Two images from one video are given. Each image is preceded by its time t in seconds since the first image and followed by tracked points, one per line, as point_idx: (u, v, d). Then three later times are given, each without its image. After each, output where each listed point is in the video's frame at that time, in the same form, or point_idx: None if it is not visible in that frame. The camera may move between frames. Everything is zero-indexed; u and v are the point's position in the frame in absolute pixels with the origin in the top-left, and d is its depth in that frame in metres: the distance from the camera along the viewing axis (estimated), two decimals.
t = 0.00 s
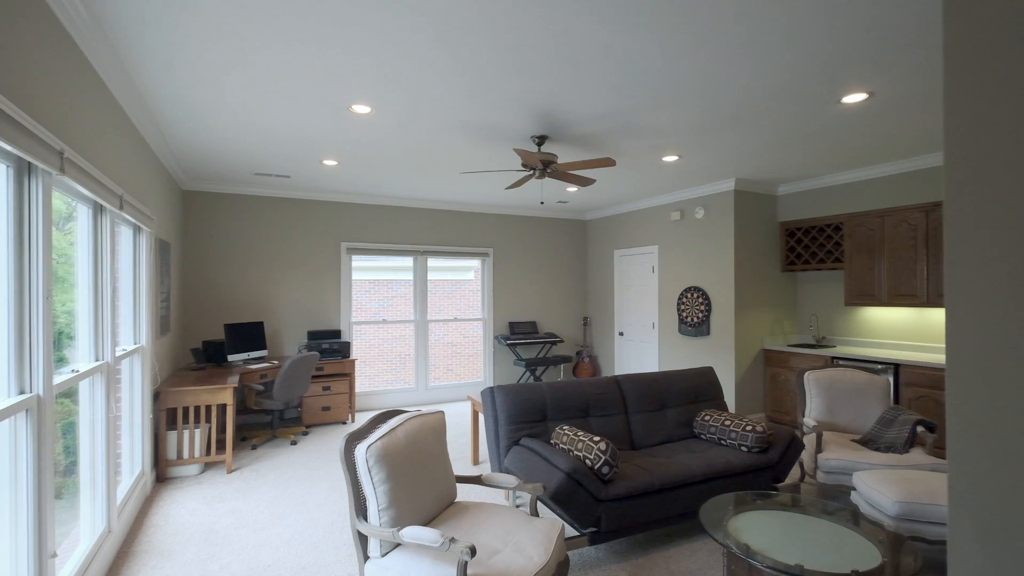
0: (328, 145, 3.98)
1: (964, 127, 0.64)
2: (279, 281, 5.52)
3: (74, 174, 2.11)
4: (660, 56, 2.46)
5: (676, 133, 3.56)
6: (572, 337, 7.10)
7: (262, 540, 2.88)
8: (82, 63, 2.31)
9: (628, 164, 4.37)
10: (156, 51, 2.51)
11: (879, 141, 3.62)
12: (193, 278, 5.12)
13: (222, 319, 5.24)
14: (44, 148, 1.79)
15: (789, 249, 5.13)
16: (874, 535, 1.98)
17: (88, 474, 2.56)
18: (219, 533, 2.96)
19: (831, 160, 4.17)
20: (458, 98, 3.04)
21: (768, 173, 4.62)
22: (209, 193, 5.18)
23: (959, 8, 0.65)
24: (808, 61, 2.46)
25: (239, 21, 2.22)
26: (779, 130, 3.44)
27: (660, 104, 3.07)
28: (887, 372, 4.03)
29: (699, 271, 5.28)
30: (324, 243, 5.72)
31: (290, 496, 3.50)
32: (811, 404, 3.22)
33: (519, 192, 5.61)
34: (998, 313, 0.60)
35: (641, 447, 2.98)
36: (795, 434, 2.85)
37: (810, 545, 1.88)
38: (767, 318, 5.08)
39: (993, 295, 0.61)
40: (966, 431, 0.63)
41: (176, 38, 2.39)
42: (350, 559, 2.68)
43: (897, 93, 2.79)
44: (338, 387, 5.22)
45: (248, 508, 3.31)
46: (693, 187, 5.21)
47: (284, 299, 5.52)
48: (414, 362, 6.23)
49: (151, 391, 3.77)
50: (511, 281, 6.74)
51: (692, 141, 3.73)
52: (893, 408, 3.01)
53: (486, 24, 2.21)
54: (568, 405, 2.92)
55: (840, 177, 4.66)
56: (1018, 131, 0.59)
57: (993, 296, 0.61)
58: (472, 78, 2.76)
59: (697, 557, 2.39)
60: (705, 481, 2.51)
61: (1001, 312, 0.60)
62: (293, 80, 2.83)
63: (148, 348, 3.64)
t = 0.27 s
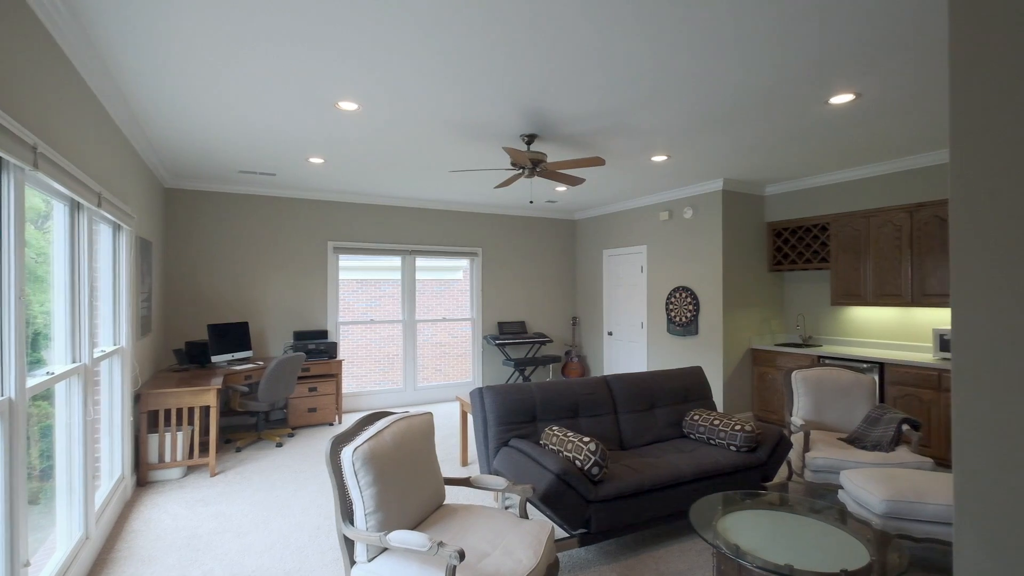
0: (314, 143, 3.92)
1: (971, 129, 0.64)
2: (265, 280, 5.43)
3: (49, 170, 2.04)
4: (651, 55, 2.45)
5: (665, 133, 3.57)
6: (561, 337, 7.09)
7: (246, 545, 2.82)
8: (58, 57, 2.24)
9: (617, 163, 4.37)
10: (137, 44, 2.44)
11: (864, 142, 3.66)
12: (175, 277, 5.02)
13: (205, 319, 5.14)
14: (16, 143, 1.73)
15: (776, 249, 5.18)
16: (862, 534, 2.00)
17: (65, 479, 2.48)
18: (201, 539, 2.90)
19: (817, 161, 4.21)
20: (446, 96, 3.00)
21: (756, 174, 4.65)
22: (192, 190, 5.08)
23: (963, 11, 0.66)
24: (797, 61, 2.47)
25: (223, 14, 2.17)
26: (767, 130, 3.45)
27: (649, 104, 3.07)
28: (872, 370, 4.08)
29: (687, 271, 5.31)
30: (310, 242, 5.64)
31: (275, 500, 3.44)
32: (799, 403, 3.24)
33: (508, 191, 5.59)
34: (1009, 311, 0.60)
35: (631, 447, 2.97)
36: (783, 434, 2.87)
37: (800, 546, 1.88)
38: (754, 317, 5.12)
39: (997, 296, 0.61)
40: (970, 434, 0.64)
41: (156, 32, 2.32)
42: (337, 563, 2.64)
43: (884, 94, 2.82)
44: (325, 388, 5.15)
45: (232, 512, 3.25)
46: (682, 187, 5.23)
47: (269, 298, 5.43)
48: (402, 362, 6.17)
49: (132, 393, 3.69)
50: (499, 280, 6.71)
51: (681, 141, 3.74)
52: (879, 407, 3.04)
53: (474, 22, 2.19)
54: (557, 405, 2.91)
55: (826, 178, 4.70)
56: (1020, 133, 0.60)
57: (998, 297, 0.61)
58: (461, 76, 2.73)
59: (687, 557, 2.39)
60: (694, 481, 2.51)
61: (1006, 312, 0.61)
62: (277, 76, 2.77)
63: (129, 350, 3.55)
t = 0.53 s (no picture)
0: (301, 140, 3.86)
1: (987, 138, 0.66)
2: (250, 280, 5.35)
3: (24, 166, 1.98)
4: (642, 55, 2.45)
5: (654, 133, 3.57)
6: (550, 337, 7.08)
7: (229, 550, 2.76)
8: (35, 52, 2.18)
9: (606, 163, 4.37)
10: (118, 39, 2.38)
11: (851, 142, 3.70)
12: (158, 277, 4.92)
13: (189, 320, 5.05)
14: None
15: (764, 249, 5.22)
16: (850, 532, 2.01)
17: (42, 485, 2.40)
18: (183, 544, 2.84)
19: (804, 162, 4.25)
20: (436, 94, 2.98)
21: (744, 174, 4.68)
22: (175, 188, 4.98)
23: (980, 18, 0.67)
24: (786, 62, 2.48)
25: (209, 10, 2.12)
26: (755, 131, 3.47)
27: (639, 104, 3.07)
28: (858, 370, 4.12)
29: (676, 271, 5.33)
30: (297, 241, 5.56)
31: (261, 503, 3.38)
32: (787, 402, 3.26)
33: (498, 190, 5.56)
34: (1018, 318, 0.63)
35: (621, 447, 2.96)
36: (772, 433, 2.88)
37: (791, 546, 1.87)
38: (742, 317, 5.15)
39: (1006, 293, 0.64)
40: (981, 436, 0.66)
41: (137, 27, 2.26)
42: (323, 568, 2.60)
43: (871, 96, 2.85)
44: (312, 389, 5.08)
45: (217, 516, 3.19)
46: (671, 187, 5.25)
47: (254, 298, 5.35)
48: (390, 363, 6.12)
49: (113, 396, 3.60)
50: (489, 280, 6.68)
51: (670, 141, 3.75)
52: (867, 406, 3.06)
53: (465, 19, 2.17)
54: (547, 405, 2.89)
55: (814, 179, 4.75)
56: None
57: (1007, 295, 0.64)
58: (451, 74, 2.71)
59: (677, 558, 2.39)
60: (684, 481, 2.51)
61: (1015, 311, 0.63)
62: (264, 73, 2.72)
63: (109, 351, 3.46)
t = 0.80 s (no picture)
0: (288, 138, 3.80)
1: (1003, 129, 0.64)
2: (236, 280, 5.26)
3: None
4: (634, 55, 2.45)
5: (645, 133, 3.57)
6: (541, 337, 7.07)
7: (214, 557, 2.70)
8: (12, 47, 2.12)
9: (597, 163, 4.36)
10: (96, 34, 2.31)
11: (839, 143, 3.73)
12: (140, 277, 4.82)
13: (172, 321, 4.96)
14: None
15: (753, 249, 5.25)
16: (840, 531, 2.02)
17: (18, 492, 2.33)
18: (166, 550, 2.77)
19: (794, 162, 4.28)
20: (426, 93, 2.95)
21: (733, 175, 4.70)
22: (158, 187, 4.89)
23: (988, 11, 0.66)
24: (775, 63, 2.49)
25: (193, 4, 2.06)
26: (745, 131, 3.49)
27: (629, 104, 3.07)
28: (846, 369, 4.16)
29: (666, 272, 5.35)
30: (284, 241, 5.49)
31: (247, 507, 3.33)
32: (777, 402, 3.28)
33: (488, 190, 5.53)
34: None
35: (611, 448, 2.96)
36: (762, 433, 2.89)
37: (782, 546, 1.87)
38: (732, 317, 5.18)
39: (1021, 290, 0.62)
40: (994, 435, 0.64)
41: (117, 21, 2.21)
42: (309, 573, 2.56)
43: (859, 97, 2.87)
44: (299, 391, 5.01)
45: (202, 520, 3.13)
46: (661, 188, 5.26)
47: (240, 299, 5.26)
48: (379, 363, 6.06)
49: (93, 399, 3.52)
50: (478, 280, 6.65)
51: (660, 142, 3.76)
52: (855, 405, 3.09)
53: (456, 17, 2.14)
54: (538, 407, 2.87)
55: (802, 180, 4.79)
56: None
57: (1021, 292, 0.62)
58: (441, 72, 2.68)
59: (668, 559, 2.38)
60: (675, 481, 2.51)
61: None
62: (249, 70, 2.67)
63: (89, 353, 3.37)
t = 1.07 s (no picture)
0: (275, 136, 3.75)
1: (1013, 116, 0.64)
2: (221, 279, 5.17)
3: None
4: (625, 54, 2.44)
5: (635, 132, 3.57)
6: (531, 337, 7.05)
7: (198, 561, 2.65)
8: None
9: (587, 163, 4.36)
10: (75, 28, 2.24)
11: (827, 144, 3.76)
12: (122, 277, 4.72)
13: (156, 321, 4.86)
14: None
15: (742, 250, 5.29)
16: (830, 531, 2.02)
17: None
18: (148, 557, 2.70)
19: (783, 163, 4.31)
20: (416, 91, 2.92)
21: (723, 175, 4.73)
22: (142, 185, 4.79)
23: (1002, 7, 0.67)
24: (766, 63, 2.50)
25: None
26: (735, 132, 3.50)
27: (620, 103, 3.06)
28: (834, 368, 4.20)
29: (656, 271, 5.36)
30: (271, 240, 5.41)
31: (232, 511, 3.27)
32: (766, 401, 3.29)
33: (477, 189, 5.50)
34: None
35: (602, 449, 2.95)
36: (753, 432, 2.90)
37: (774, 547, 1.87)
38: (721, 317, 5.21)
39: None
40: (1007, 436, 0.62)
41: (98, 16, 2.15)
42: None
43: (848, 98, 2.89)
44: (286, 392, 4.95)
45: (186, 525, 3.07)
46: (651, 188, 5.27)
47: (226, 299, 5.18)
48: (368, 364, 6.00)
49: (74, 401, 3.43)
50: (468, 280, 6.62)
51: (650, 141, 3.77)
52: (844, 404, 3.11)
53: (447, 14, 2.11)
54: (529, 407, 2.85)
55: (790, 180, 4.83)
56: None
57: None
58: (430, 70, 2.65)
59: (659, 560, 2.38)
60: (665, 482, 2.50)
61: None
62: (234, 66, 2.62)
63: (69, 355, 3.29)
